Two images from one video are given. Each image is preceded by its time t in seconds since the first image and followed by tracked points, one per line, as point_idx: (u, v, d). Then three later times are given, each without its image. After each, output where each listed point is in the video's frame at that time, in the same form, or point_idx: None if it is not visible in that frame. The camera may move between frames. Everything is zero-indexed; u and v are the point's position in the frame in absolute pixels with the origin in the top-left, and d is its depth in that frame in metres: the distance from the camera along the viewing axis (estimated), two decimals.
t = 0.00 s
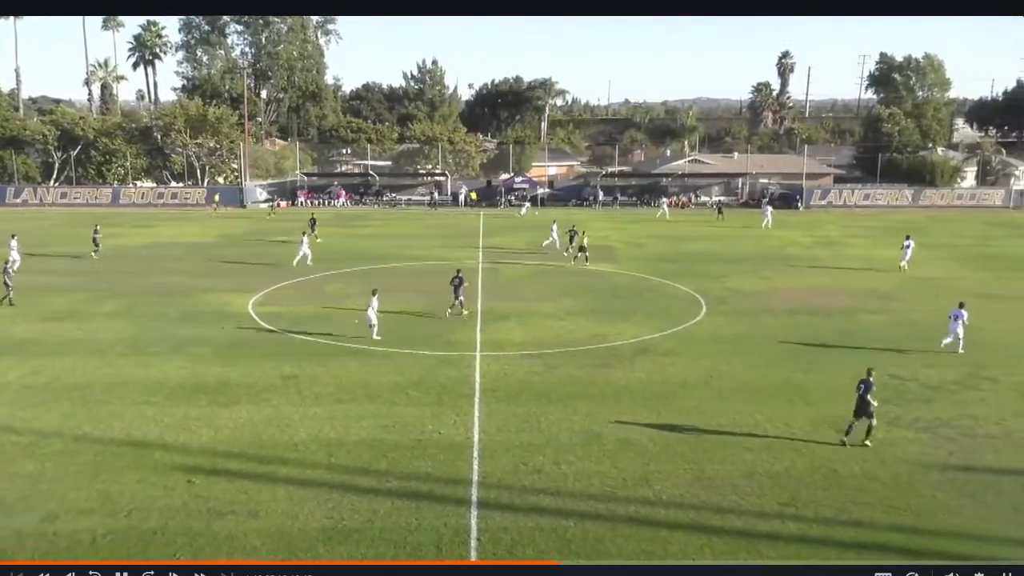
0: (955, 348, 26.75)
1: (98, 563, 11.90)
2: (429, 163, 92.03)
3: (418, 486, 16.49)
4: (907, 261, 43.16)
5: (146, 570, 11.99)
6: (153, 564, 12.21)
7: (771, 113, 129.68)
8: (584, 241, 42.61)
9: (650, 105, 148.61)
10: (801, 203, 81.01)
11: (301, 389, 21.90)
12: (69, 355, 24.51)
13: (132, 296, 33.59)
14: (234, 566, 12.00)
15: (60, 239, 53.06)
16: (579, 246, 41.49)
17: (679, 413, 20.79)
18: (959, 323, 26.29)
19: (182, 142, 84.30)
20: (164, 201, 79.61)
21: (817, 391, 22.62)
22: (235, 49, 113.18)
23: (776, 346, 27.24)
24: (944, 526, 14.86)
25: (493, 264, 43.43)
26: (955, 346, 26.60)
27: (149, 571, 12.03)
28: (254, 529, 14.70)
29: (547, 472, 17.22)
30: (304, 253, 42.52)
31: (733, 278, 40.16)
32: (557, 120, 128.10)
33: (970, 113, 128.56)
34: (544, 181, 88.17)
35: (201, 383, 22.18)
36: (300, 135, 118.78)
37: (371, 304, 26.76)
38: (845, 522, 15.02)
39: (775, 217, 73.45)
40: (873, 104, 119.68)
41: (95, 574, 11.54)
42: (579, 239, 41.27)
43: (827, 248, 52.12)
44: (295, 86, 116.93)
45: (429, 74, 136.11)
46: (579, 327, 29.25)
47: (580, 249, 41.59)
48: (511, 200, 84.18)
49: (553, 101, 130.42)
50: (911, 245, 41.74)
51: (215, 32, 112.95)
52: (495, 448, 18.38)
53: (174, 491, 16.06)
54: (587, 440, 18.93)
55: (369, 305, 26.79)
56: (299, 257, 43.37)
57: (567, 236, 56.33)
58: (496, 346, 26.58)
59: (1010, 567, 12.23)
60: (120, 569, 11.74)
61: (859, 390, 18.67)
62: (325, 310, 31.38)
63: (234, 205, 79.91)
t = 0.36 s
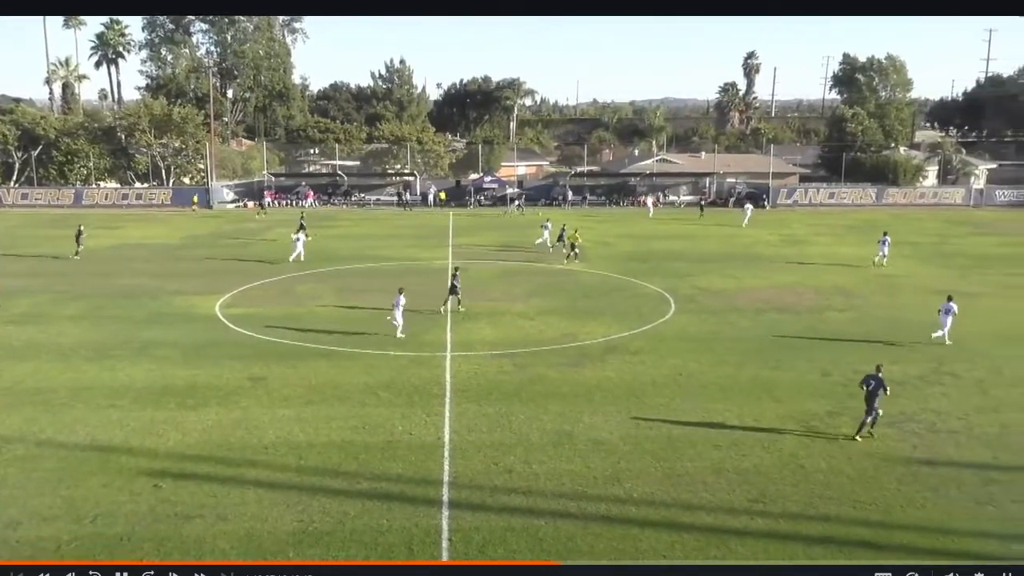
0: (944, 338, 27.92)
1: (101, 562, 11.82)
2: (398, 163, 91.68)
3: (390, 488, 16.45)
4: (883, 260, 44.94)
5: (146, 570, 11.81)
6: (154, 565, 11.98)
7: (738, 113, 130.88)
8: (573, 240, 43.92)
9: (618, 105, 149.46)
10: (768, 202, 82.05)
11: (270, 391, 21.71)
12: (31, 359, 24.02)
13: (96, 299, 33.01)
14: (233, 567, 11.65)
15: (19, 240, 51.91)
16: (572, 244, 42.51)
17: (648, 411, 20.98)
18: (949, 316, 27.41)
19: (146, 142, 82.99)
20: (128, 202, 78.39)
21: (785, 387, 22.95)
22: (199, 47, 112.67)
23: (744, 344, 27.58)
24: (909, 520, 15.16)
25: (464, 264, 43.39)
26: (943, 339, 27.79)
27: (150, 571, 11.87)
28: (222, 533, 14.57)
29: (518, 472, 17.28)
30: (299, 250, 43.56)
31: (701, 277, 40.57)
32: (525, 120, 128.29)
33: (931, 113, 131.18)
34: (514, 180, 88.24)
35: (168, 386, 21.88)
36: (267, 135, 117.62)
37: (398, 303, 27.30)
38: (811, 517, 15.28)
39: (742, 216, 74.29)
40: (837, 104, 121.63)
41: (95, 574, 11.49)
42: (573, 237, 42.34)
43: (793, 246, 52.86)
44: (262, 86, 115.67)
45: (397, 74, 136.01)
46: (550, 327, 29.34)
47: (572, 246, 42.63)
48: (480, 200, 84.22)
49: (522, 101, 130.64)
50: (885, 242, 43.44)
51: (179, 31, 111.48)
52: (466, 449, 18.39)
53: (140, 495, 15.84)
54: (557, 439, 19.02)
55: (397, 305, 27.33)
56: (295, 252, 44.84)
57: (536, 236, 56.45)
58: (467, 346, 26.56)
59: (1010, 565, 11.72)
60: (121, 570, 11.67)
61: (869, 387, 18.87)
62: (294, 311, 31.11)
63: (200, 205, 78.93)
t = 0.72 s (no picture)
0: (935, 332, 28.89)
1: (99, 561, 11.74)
2: (369, 163, 91.38)
3: (363, 489, 16.39)
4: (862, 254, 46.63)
5: (146, 570, 11.77)
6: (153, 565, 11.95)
7: (708, 113, 131.88)
8: (568, 234, 45.37)
9: (589, 105, 150.03)
10: (738, 201, 82.88)
11: (241, 393, 21.54)
12: None
13: (61, 301, 32.47)
14: (234, 566, 11.62)
15: None
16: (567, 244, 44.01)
17: (621, 409, 21.15)
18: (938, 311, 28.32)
19: (113, 142, 81.81)
20: (95, 203, 77.25)
21: (755, 385, 23.24)
22: (167, 47, 112.10)
23: (715, 342, 27.87)
24: (877, 515, 15.43)
25: (437, 264, 43.31)
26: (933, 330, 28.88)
27: (150, 572, 11.81)
28: (194, 536, 14.44)
29: (492, 471, 17.32)
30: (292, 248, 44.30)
31: (672, 275, 40.92)
32: (497, 120, 128.40)
33: (897, 114, 133.44)
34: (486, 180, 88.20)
35: (137, 389, 21.62)
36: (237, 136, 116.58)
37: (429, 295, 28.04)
38: (782, 513, 15.49)
39: (712, 215, 74.96)
40: (806, 104, 123.30)
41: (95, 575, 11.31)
42: (569, 237, 44.00)
43: (764, 245, 53.43)
44: (231, 86, 114.52)
45: (368, 74, 135.59)
46: (523, 326, 29.45)
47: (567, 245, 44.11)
48: (453, 200, 84.10)
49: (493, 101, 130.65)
50: (867, 239, 44.99)
51: (146, 30, 110.36)
52: (440, 449, 18.38)
53: (109, 500, 15.62)
54: (531, 439, 19.08)
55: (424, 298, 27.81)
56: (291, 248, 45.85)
57: (508, 236, 56.54)
58: (440, 346, 26.55)
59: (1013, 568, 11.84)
60: (120, 570, 11.54)
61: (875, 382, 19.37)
62: (265, 313, 30.86)
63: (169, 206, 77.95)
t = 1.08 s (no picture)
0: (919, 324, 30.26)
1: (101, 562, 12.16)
2: (330, 163, 90.81)
3: (327, 491, 16.30)
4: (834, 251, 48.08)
5: (146, 570, 12.00)
6: (153, 564, 12.18)
7: (669, 113, 133.15)
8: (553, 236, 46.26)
9: (551, 105, 150.52)
10: (698, 200, 83.89)
11: (201, 396, 21.25)
12: None
13: (12, 305, 31.65)
14: (233, 567, 12.05)
15: None
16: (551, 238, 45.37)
17: (585, 408, 21.30)
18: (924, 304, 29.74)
19: (67, 142, 79.91)
20: (49, 204, 75.38)
21: (717, 382, 23.57)
22: (122, 45, 110.13)
23: (678, 340, 28.19)
24: (837, 508, 15.77)
25: (399, 265, 43.14)
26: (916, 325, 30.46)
27: (150, 572, 12.02)
28: (154, 543, 14.22)
29: (457, 471, 17.33)
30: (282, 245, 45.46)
31: (635, 274, 41.24)
32: (459, 120, 128.21)
33: (852, 115, 136.24)
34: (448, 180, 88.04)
35: (93, 394, 21.20)
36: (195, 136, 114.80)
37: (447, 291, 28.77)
38: (744, 509, 15.76)
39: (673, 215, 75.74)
40: (764, 105, 125.21)
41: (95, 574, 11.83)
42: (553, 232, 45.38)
43: (723, 244, 54.15)
44: (188, 85, 112.68)
45: (328, 74, 134.59)
46: (486, 326, 29.51)
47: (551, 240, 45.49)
48: (415, 200, 83.78)
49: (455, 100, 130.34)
50: (839, 235, 46.39)
51: (100, 28, 108.08)
52: (404, 450, 18.34)
53: (67, 508, 15.31)
54: (495, 438, 19.12)
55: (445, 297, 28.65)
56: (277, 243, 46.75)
57: (471, 236, 56.50)
58: (403, 347, 26.46)
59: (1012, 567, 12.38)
60: (120, 570, 11.88)
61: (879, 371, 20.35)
62: (224, 315, 30.46)
63: (126, 207, 76.44)
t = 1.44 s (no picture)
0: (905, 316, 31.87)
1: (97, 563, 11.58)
2: (294, 163, 90.00)
3: (294, 494, 16.18)
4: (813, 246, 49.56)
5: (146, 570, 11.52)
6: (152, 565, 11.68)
7: (633, 113, 134.15)
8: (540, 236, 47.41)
9: (516, 105, 150.77)
10: (663, 199, 84.69)
11: (164, 400, 20.97)
12: None
13: None
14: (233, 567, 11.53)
15: None
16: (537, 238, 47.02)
17: (552, 406, 21.42)
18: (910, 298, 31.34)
19: (23, 142, 78.13)
20: (5, 206, 73.67)
21: (682, 379, 23.84)
22: (80, 43, 106.77)
23: (644, 338, 28.44)
24: (800, 503, 16.05)
25: (366, 265, 42.95)
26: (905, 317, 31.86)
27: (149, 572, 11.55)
28: (118, 550, 14.00)
29: (424, 472, 17.32)
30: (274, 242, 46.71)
31: (601, 273, 41.49)
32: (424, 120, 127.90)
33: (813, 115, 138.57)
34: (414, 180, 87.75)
35: (52, 399, 20.80)
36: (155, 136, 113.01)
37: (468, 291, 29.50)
38: (710, 505, 15.97)
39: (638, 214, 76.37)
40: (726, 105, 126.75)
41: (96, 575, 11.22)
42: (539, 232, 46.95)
43: (688, 243, 54.75)
44: (149, 84, 110.85)
45: (292, 73, 133.43)
46: (453, 326, 29.53)
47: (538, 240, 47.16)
48: (380, 200, 83.36)
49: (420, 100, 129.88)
50: (818, 232, 47.91)
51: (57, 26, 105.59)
52: (372, 452, 18.29)
53: (26, 515, 15.01)
54: (463, 439, 19.15)
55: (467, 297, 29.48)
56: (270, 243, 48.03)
57: (437, 236, 56.46)
58: (369, 348, 26.36)
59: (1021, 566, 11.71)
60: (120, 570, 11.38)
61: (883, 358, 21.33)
62: (187, 317, 30.08)
63: (85, 208, 75.03)
